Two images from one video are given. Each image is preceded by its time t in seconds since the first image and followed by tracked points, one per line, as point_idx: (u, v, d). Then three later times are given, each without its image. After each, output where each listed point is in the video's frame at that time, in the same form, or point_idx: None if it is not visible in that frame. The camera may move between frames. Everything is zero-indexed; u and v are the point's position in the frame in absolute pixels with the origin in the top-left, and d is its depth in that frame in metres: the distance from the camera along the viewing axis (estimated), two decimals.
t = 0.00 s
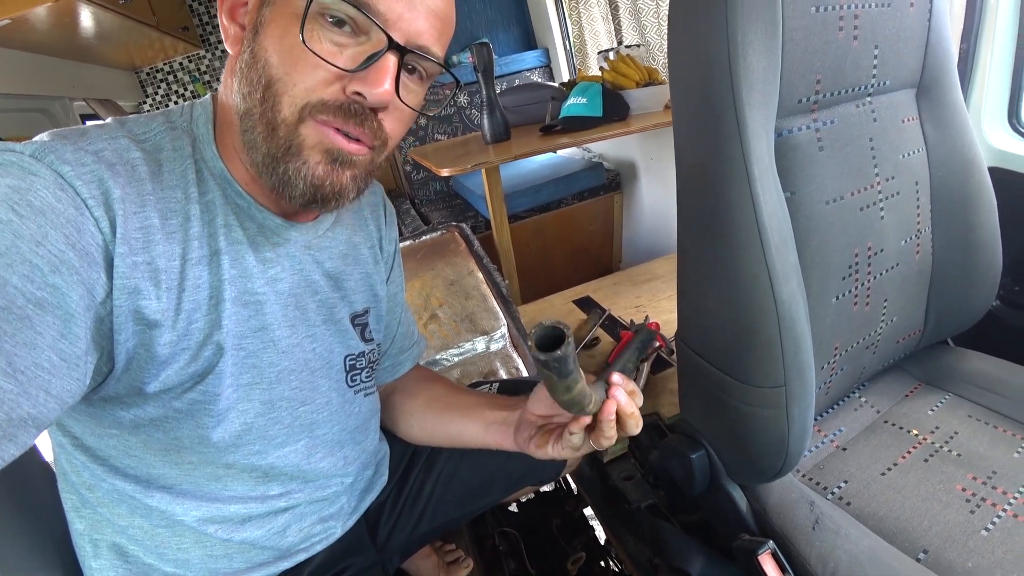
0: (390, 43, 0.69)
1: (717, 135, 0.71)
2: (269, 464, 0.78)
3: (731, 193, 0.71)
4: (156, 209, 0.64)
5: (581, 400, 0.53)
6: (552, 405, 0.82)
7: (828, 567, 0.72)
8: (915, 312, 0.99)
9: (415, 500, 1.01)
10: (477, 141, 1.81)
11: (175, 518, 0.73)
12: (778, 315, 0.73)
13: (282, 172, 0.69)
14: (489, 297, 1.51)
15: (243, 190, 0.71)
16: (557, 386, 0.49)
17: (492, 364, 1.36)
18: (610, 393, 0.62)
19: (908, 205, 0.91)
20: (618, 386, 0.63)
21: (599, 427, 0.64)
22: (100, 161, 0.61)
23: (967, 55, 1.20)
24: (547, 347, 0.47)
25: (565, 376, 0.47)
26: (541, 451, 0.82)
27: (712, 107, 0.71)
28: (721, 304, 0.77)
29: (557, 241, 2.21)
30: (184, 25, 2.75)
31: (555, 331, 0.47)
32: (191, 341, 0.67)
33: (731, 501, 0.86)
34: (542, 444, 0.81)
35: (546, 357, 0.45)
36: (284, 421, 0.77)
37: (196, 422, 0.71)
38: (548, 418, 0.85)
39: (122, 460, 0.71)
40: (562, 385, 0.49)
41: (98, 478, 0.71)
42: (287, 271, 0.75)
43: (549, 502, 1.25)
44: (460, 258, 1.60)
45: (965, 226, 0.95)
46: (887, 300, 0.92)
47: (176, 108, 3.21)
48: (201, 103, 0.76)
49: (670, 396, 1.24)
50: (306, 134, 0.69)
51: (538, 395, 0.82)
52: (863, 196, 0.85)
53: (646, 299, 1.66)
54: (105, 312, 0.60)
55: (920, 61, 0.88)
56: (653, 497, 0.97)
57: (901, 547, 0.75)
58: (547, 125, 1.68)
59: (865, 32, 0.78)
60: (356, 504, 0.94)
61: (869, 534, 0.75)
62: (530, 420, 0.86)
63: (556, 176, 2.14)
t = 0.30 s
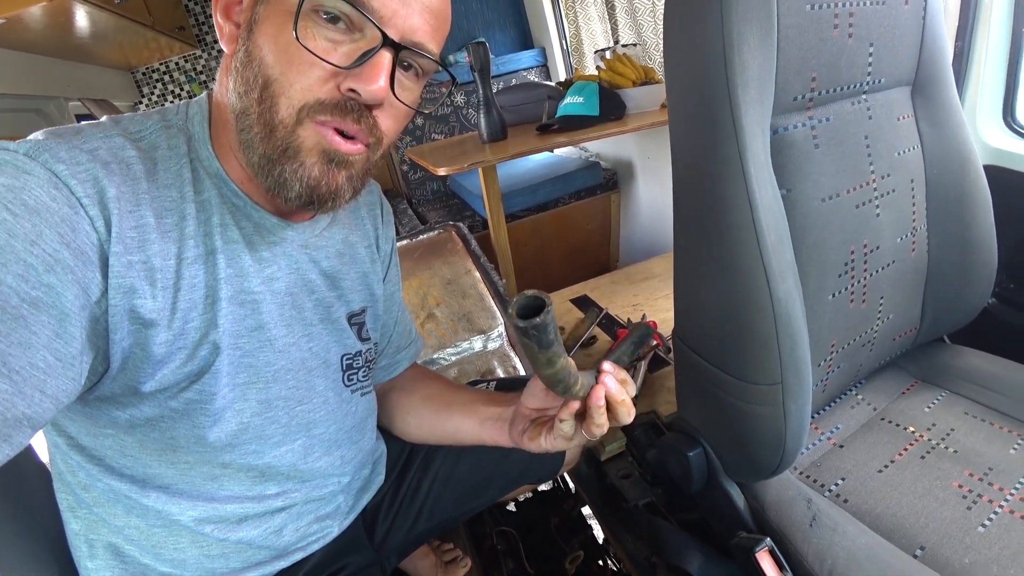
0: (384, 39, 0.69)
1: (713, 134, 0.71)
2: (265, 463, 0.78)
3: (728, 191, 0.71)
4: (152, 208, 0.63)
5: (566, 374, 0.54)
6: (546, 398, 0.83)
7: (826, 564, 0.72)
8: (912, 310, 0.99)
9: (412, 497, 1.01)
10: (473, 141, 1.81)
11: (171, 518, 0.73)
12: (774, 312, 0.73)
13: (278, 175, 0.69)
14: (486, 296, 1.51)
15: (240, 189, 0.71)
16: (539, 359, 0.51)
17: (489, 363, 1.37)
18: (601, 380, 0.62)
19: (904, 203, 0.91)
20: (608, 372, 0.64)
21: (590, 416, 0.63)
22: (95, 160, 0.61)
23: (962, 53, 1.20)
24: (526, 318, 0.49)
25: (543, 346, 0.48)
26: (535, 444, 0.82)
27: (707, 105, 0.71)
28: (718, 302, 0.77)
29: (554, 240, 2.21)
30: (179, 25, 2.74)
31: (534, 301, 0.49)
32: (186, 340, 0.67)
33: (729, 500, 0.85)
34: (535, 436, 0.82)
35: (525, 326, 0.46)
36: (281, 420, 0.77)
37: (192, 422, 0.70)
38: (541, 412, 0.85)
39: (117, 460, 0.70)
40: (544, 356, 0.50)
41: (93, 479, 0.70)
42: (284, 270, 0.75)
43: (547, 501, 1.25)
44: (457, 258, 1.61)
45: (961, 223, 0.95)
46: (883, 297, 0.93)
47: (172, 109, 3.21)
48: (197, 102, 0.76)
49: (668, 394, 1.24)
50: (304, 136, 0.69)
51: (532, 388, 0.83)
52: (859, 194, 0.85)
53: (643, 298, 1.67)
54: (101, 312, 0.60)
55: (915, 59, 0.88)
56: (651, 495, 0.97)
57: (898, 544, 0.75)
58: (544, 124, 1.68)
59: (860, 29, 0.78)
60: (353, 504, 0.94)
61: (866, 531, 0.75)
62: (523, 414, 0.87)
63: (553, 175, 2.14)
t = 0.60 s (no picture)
0: (386, 41, 0.69)
1: (713, 136, 0.71)
2: (264, 464, 0.78)
3: (727, 192, 0.71)
4: (150, 209, 0.63)
5: (525, 312, 0.61)
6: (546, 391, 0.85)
7: (824, 566, 0.72)
8: (911, 311, 0.99)
9: (411, 497, 1.01)
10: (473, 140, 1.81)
11: (169, 519, 0.73)
12: (773, 314, 0.73)
13: (277, 174, 0.69)
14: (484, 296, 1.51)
15: (238, 189, 0.71)
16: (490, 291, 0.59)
17: (488, 362, 1.35)
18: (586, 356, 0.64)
19: (903, 204, 0.91)
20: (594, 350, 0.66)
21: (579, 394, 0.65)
22: (93, 159, 0.61)
23: (962, 55, 1.20)
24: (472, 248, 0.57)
25: (487, 267, 0.56)
26: (532, 435, 0.83)
27: (708, 106, 0.71)
28: (718, 304, 0.77)
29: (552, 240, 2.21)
30: (178, 24, 2.74)
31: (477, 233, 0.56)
32: (185, 340, 0.67)
33: (727, 501, 0.85)
34: (533, 427, 0.82)
35: (465, 241, 0.55)
36: (279, 421, 0.77)
37: (191, 422, 0.70)
38: (540, 406, 0.86)
39: (115, 460, 0.70)
40: (494, 283, 0.58)
41: (91, 479, 0.70)
42: (282, 270, 0.74)
43: (546, 502, 1.25)
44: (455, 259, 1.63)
45: (960, 224, 0.95)
46: (882, 299, 0.93)
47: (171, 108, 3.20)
48: (195, 101, 0.75)
49: (666, 395, 1.24)
50: (301, 135, 0.69)
51: (534, 380, 0.86)
52: (859, 195, 0.85)
53: (642, 298, 1.66)
54: (99, 312, 0.60)
55: (915, 60, 0.88)
56: (649, 496, 0.97)
57: (896, 546, 0.75)
58: (543, 124, 1.68)
59: (861, 30, 0.78)
60: (352, 505, 0.93)
61: (865, 533, 0.75)
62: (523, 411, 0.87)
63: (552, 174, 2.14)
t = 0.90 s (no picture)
0: (387, 39, 0.69)
1: (714, 136, 0.71)
2: (262, 460, 0.78)
3: (727, 193, 0.71)
4: (150, 204, 0.63)
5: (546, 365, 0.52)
6: (545, 399, 0.85)
7: (821, 567, 0.72)
8: (910, 314, 1.00)
9: (409, 496, 1.01)
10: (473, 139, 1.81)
11: (167, 514, 0.72)
12: (772, 315, 0.73)
13: (278, 171, 0.69)
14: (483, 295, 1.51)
15: (239, 185, 0.71)
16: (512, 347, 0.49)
17: (486, 362, 1.37)
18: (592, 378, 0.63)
19: (903, 207, 0.91)
20: (600, 371, 0.64)
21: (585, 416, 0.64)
22: (93, 154, 0.61)
23: (963, 58, 1.20)
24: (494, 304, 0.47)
25: (514, 331, 0.46)
26: (534, 447, 0.82)
27: (709, 106, 0.71)
28: (718, 305, 0.77)
29: (552, 240, 2.21)
30: (180, 20, 2.73)
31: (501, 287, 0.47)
32: (183, 336, 0.67)
33: (724, 502, 0.85)
34: (534, 439, 0.82)
35: (492, 308, 0.44)
36: (277, 417, 0.77)
37: (189, 418, 0.70)
38: (540, 415, 0.86)
39: (113, 456, 0.70)
40: (518, 343, 0.48)
41: (89, 475, 0.70)
42: (283, 266, 0.74)
43: (543, 501, 1.25)
44: (455, 256, 1.60)
45: (960, 228, 0.96)
46: (881, 301, 0.93)
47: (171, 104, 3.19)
48: (196, 97, 0.75)
49: (665, 395, 1.24)
50: (303, 133, 0.69)
51: (532, 390, 0.85)
52: (859, 198, 0.85)
53: (641, 299, 1.67)
54: (97, 307, 0.60)
55: (916, 63, 0.88)
56: (647, 496, 0.97)
57: (893, 548, 0.75)
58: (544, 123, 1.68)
59: (863, 33, 0.78)
60: (350, 504, 0.93)
61: (863, 535, 0.75)
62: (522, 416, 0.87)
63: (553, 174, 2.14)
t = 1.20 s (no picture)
0: (405, 59, 0.67)
1: (715, 144, 0.71)
2: (264, 461, 0.78)
3: (728, 201, 0.71)
4: (151, 205, 0.63)
5: (538, 380, 0.52)
6: (543, 409, 0.84)
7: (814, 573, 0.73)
8: (908, 322, 1.00)
9: (407, 498, 1.02)
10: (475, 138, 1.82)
11: (167, 513, 0.73)
12: (769, 323, 0.73)
13: (300, 185, 0.70)
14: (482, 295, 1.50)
15: (242, 188, 0.71)
16: (505, 361, 0.49)
17: (485, 363, 1.38)
18: (590, 392, 0.63)
19: (902, 215, 0.92)
20: (599, 384, 0.65)
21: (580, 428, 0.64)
22: (94, 155, 0.61)
23: (965, 67, 1.20)
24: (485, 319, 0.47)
25: (504, 345, 0.46)
26: (531, 457, 0.82)
27: (709, 114, 0.71)
28: (717, 313, 0.77)
29: (553, 241, 2.21)
30: (182, 16, 2.73)
31: (493, 303, 0.47)
32: (184, 336, 0.67)
33: (719, 507, 0.86)
34: (531, 449, 0.82)
35: (483, 327, 0.44)
36: (278, 418, 0.77)
37: (190, 418, 0.71)
38: (538, 424, 0.86)
39: (114, 455, 0.71)
40: (509, 359, 0.48)
41: (89, 474, 0.71)
42: (287, 266, 0.74)
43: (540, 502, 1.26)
44: (455, 256, 1.60)
45: (960, 236, 0.96)
46: (879, 309, 0.93)
47: (173, 99, 3.19)
48: (198, 100, 0.75)
49: (662, 399, 1.25)
50: (325, 150, 0.70)
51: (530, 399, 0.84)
52: (859, 207, 0.85)
53: (640, 301, 1.67)
54: (98, 307, 0.60)
55: (918, 72, 0.88)
56: (642, 499, 0.98)
57: (886, 556, 0.75)
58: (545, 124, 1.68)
59: (865, 41, 0.78)
60: (349, 506, 0.94)
61: (856, 542, 0.75)
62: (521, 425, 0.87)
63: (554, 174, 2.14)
